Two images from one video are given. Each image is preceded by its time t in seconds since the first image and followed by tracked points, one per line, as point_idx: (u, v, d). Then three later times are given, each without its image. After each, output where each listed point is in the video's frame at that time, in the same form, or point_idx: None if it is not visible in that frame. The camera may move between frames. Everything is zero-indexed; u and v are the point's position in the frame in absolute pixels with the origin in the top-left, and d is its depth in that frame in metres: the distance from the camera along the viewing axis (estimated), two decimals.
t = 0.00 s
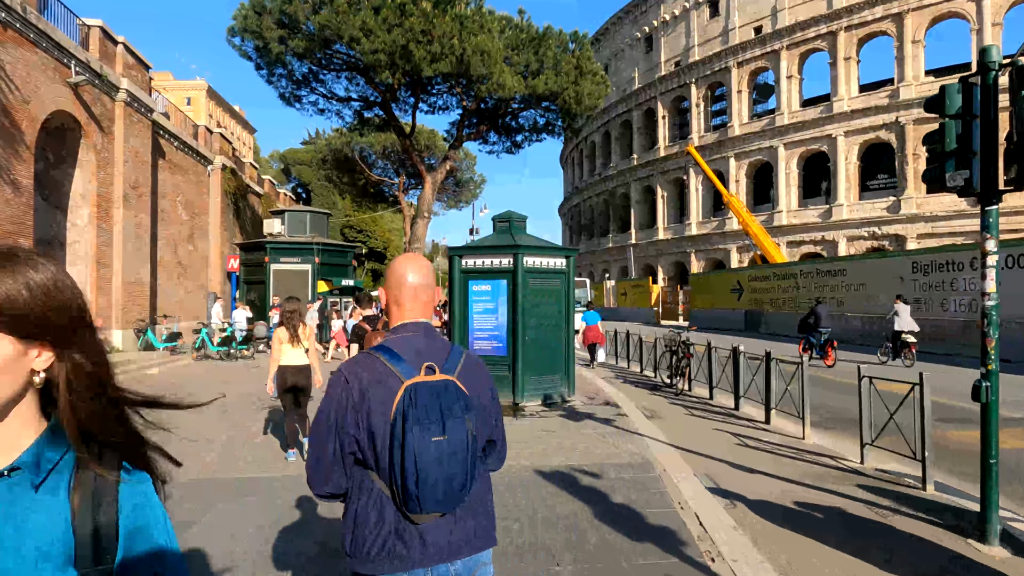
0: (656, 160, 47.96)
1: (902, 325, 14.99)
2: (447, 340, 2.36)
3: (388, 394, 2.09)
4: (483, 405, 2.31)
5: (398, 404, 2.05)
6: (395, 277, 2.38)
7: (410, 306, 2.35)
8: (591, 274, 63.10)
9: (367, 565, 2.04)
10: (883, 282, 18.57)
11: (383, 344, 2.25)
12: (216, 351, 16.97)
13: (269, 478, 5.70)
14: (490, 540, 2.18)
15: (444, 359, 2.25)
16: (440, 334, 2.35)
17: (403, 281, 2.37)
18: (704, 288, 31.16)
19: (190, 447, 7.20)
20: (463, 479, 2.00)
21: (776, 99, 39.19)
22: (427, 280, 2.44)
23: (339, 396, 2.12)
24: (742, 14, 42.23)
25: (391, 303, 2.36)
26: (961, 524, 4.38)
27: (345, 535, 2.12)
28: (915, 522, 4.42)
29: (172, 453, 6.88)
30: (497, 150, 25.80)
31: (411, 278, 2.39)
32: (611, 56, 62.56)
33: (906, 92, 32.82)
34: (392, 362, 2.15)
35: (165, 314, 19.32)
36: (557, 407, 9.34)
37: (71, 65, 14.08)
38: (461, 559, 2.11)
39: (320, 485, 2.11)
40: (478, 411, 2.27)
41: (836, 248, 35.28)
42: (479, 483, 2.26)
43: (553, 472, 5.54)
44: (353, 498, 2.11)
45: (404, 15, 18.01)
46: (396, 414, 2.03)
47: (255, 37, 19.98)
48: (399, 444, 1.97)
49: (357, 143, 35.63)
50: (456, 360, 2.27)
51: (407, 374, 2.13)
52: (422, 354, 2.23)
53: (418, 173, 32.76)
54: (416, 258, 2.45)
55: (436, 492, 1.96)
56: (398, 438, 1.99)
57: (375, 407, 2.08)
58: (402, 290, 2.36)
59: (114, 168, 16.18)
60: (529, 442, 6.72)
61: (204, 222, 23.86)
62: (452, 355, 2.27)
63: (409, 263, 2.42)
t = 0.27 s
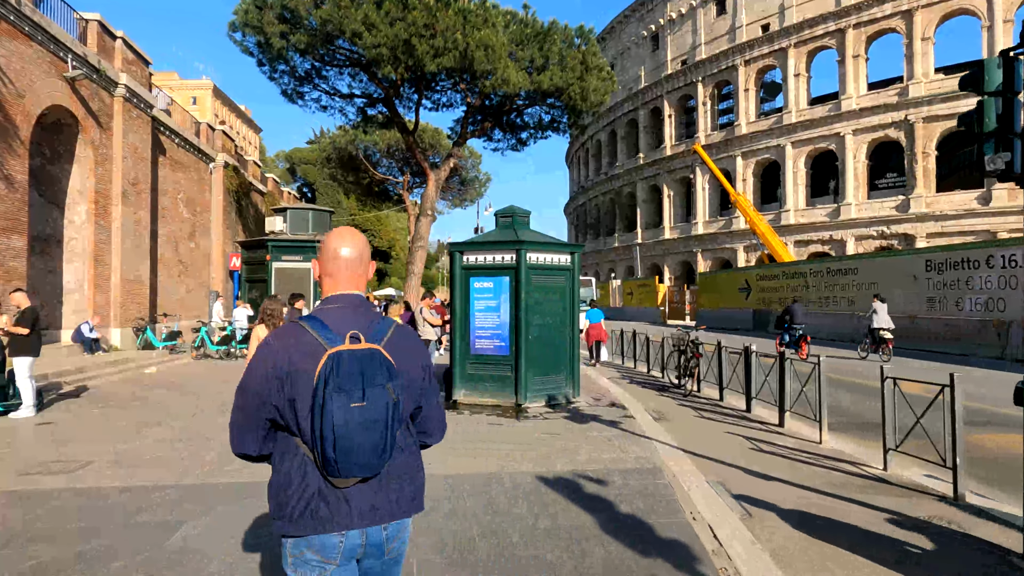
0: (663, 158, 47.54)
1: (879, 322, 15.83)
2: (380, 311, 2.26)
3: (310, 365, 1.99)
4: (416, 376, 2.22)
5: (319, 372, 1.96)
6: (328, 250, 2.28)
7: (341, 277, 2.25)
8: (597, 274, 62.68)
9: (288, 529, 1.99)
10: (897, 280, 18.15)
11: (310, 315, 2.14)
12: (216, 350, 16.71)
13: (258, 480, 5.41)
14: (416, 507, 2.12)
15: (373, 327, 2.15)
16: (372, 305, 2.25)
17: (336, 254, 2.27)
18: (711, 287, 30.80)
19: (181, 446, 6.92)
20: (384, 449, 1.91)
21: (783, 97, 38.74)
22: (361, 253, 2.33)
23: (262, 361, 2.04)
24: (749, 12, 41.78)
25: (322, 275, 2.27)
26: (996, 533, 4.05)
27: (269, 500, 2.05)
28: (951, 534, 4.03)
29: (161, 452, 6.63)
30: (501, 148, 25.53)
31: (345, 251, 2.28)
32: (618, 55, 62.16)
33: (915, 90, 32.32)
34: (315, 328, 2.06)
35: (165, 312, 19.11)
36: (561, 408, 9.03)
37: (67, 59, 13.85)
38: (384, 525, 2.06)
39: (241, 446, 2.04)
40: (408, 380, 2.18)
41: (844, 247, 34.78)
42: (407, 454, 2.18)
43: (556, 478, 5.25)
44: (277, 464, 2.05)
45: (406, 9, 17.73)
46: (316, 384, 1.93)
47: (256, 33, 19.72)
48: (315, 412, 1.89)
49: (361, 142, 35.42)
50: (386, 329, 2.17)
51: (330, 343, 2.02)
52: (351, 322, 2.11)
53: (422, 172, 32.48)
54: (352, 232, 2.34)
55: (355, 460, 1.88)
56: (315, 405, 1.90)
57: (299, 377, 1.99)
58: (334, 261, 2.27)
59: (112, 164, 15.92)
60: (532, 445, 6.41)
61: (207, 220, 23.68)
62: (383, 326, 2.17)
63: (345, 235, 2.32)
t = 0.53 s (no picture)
0: (670, 157, 47.11)
1: (862, 320, 16.04)
2: (329, 328, 2.26)
3: (258, 380, 2.00)
4: (363, 390, 2.23)
5: (269, 388, 1.95)
6: (276, 268, 2.28)
7: (288, 295, 2.24)
8: (605, 274, 62.19)
9: (234, 541, 2.00)
10: (913, 280, 17.74)
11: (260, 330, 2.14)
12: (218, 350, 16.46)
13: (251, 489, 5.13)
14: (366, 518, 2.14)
15: (322, 344, 2.15)
16: (320, 321, 2.26)
17: (283, 272, 2.27)
18: (721, 287, 30.40)
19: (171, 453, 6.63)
20: (331, 463, 1.92)
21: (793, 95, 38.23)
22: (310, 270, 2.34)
23: (210, 375, 2.04)
24: (758, 9, 41.26)
25: (270, 291, 2.26)
26: None
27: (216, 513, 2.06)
28: (998, 560, 3.67)
29: (152, 458, 6.34)
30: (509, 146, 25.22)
31: (292, 270, 2.29)
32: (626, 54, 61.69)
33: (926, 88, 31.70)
34: (264, 345, 2.05)
35: (168, 312, 18.89)
36: (569, 413, 8.70)
37: (67, 56, 13.63)
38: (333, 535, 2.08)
39: (189, 460, 2.05)
40: (357, 393, 2.20)
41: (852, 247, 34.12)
42: (353, 466, 2.21)
43: (564, 491, 4.93)
44: (225, 478, 2.06)
45: (412, 4, 17.42)
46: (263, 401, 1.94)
47: (259, 29, 19.45)
48: (263, 428, 1.89)
49: (366, 140, 35.17)
50: (335, 345, 2.18)
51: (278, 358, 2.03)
52: (300, 339, 2.12)
53: (429, 171, 32.21)
54: (299, 251, 2.35)
55: (302, 474, 1.89)
56: (264, 419, 1.90)
57: (247, 392, 2.00)
58: (280, 279, 2.27)
59: (114, 163, 15.69)
60: (539, 454, 6.10)
61: (211, 219, 23.47)
62: (332, 342, 2.18)
63: (292, 254, 2.32)
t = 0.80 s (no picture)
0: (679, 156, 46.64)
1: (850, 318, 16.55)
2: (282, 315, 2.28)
3: (217, 363, 1.99)
4: (318, 374, 2.25)
5: (228, 371, 1.95)
6: (227, 256, 2.27)
7: (238, 283, 2.24)
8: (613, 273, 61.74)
9: (191, 525, 1.96)
10: (931, 279, 17.32)
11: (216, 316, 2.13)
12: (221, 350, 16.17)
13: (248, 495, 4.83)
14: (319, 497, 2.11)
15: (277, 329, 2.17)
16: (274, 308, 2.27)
17: (233, 260, 2.27)
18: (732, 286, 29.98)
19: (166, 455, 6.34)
20: (292, 441, 1.94)
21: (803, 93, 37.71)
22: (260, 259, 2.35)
23: (163, 363, 2.00)
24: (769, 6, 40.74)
25: (220, 279, 2.25)
26: None
27: (170, 499, 2.02)
28: None
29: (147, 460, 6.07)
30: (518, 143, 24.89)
31: (241, 258, 2.29)
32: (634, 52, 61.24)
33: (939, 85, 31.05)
34: (219, 331, 2.04)
35: (173, 311, 18.68)
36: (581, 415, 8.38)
37: (69, 50, 13.40)
38: (286, 517, 2.04)
39: (143, 450, 1.97)
40: (313, 378, 2.21)
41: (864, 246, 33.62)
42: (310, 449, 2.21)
43: (581, 501, 4.60)
44: (181, 463, 2.01)
45: None
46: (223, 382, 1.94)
47: (265, 25, 19.21)
48: (224, 409, 1.89)
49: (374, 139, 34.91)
50: (290, 330, 2.18)
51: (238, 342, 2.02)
52: (255, 323, 2.13)
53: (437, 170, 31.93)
54: (248, 240, 2.35)
55: (266, 453, 1.90)
56: (222, 404, 1.90)
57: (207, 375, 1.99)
58: (229, 268, 2.26)
59: (117, 161, 15.47)
60: (553, 460, 5.77)
61: (216, 218, 23.26)
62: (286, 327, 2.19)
63: (241, 243, 2.32)
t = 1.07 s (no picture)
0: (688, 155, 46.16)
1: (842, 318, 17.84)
2: (236, 318, 2.34)
3: (165, 368, 2.07)
4: (270, 376, 2.31)
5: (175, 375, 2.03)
6: (181, 261, 2.33)
7: (192, 286, 2.31)
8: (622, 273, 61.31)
9: (139, 522, 2.06)
10: (951, 280, 16.93)
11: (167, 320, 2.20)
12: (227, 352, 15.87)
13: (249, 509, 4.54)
14: (267, 499, 2.23)
15: (229, 332, 2.24)
16: (227, 311, 2.34)
17: (188, 265, 2.34)
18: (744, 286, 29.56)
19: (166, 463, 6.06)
20: (235, 445, 2.02)
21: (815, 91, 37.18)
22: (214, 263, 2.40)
23: (116, 367, 2.08)
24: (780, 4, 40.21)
25: (175, 284, 2.32)
26: None
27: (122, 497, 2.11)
28: None
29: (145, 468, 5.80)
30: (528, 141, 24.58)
31: (196, 263, 2.36)
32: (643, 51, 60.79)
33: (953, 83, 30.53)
34: (169, 335, 2.12)
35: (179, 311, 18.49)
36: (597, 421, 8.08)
37: (74, 47, 13.20)
38: (232, 517, 2.15)
39: (97, 448, 2.06)
40: (264, 380, 2.27)
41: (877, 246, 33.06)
42: (261, 449, 2.29)
43: (604, 518, 4.30)
44: (133, 463, 2.10)
45: None
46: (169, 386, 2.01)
47: (272, 22, 18.97)
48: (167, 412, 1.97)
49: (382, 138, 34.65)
50: (241, 334, 2.26)
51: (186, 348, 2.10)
52: (206, 328, 2.19)
53: (445, 169, 31.66)
54: (203, 244, 2.41)
55: (208, 456, 1.97)
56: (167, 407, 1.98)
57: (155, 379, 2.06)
58: (183, 271, 2.33)
59: (123, 159, 15.28)
60: (572, 472, 5.46)
61: (224, 217, 23.07)
62: (237, 331, 2.26)
63: (196, 248, 2.38)
